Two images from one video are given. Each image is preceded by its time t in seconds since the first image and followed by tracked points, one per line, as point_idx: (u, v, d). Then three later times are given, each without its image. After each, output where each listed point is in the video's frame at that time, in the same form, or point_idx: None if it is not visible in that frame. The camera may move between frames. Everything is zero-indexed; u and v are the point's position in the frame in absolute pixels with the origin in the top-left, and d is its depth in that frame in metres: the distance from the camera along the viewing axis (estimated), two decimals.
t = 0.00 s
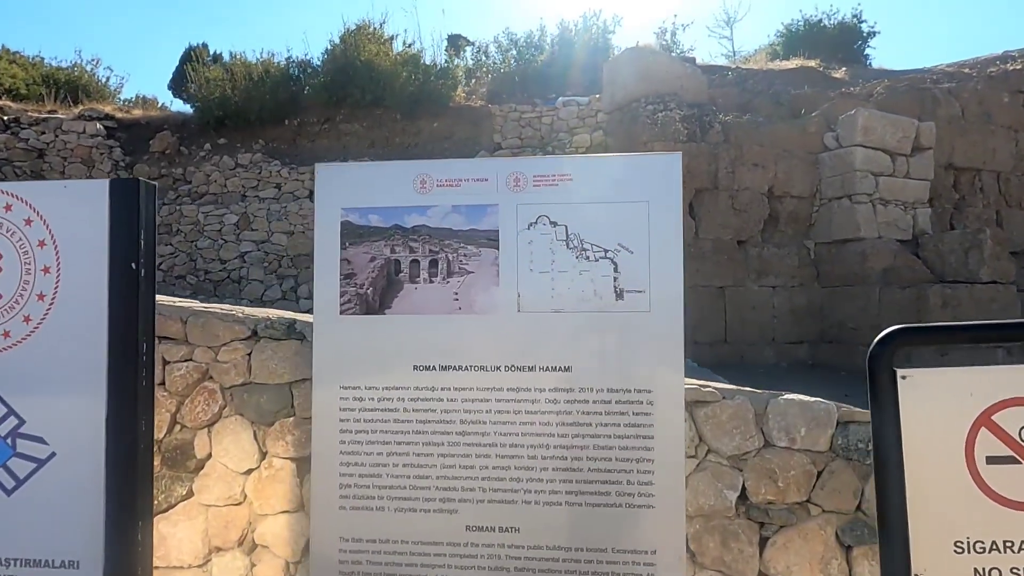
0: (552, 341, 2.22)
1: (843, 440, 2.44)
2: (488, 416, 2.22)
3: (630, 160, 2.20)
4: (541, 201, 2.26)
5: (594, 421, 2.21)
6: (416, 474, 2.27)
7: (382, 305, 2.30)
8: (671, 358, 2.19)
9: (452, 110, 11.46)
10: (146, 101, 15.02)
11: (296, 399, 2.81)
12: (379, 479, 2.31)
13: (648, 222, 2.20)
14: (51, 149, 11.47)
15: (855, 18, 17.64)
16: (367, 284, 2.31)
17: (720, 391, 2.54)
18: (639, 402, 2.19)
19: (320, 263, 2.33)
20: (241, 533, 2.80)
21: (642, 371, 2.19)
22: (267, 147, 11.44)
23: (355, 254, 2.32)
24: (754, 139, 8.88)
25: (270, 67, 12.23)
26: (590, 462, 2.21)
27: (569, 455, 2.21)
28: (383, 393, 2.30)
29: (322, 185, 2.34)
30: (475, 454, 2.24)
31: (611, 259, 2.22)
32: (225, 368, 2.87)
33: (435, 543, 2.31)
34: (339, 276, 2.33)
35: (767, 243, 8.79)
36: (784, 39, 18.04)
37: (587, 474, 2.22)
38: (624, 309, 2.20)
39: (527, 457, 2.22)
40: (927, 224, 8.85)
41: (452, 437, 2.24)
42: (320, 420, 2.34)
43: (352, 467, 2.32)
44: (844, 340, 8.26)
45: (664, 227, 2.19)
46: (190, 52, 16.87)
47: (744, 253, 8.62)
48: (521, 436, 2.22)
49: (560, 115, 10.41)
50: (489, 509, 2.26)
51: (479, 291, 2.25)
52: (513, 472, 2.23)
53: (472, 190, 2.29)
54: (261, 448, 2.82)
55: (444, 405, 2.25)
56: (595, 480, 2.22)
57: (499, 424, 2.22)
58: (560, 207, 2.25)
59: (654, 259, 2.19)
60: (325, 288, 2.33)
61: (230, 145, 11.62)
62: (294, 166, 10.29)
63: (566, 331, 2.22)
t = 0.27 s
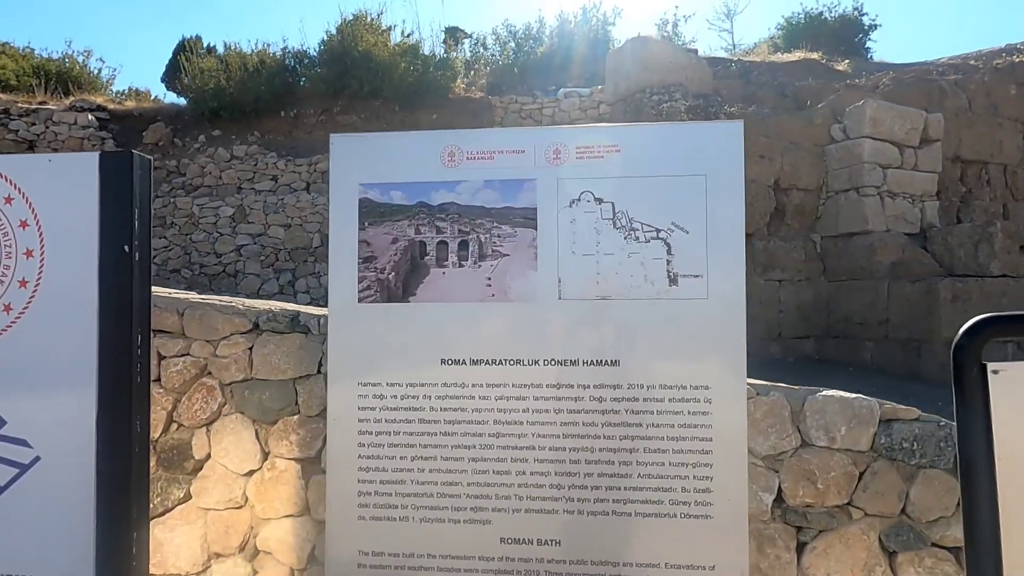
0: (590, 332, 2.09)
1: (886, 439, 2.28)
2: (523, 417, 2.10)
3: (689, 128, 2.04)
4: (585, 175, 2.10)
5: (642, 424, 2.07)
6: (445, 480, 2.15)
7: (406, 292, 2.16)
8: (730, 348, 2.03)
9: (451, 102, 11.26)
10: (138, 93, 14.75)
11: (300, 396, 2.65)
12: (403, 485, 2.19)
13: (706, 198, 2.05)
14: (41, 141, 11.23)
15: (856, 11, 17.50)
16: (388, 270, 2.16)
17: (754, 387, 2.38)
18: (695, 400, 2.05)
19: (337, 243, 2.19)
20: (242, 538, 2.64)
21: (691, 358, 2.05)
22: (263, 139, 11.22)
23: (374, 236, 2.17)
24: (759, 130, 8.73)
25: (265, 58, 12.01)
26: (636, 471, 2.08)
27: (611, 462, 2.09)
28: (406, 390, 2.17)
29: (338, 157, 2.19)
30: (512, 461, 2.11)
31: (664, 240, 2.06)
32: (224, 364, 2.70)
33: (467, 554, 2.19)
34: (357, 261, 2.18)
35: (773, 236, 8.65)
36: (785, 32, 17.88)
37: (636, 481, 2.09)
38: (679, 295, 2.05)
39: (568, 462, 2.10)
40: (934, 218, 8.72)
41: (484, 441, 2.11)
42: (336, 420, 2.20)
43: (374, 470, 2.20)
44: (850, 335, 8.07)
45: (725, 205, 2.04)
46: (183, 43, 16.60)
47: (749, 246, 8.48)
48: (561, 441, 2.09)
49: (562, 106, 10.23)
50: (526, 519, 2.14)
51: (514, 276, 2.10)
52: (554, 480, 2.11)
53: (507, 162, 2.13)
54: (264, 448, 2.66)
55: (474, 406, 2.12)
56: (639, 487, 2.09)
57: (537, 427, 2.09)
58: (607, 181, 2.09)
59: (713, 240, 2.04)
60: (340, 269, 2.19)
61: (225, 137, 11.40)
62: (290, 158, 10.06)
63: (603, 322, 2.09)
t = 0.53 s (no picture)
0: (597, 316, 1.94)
1: (912, 436, 2.14)
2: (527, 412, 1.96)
3: (724, 88, 1.89)
4: (604, 142, 1.94)
5: (668, 423, 1.92)
6: (446, 485, 2.01)
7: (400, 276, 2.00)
8: (769, 336, 1.88)
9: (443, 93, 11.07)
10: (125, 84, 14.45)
11: (287, 392, 2.48)
12: (398, 492, 2.04)
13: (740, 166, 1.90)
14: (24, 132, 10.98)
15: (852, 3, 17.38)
16: (380, 251, 2.00)
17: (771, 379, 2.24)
18: (729, 396, 1.90)
19: (323, 219, 2.04)
20: (225, 543, 2.48)
21: (704, 342, 1.90)
22: (252, 130, 11.00)
23: (364, 212, 2.02)
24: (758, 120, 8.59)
25: (254, 48, 11.78)
26: (648, 471, 1.95)
27: (625, 464, 1.95)
28: (400, 386, 2.02)
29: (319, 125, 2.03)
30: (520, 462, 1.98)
31: (691, 214, 1.91)
32: (206, 357, 2.53)
33: (468, 570, 2.05)
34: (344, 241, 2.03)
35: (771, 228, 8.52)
36: (780, 24, 17.76)
37: (660, 487, 1.95)
38: (713, 276, 1.90)
39: (582, 465, 1.97)
40: (934, 209, 8.62)
41: (484, 441, 1.98)
42: (323, 420, 2.05)
43: (366, 477, 2.05)
44: (851, 328, 7.98)
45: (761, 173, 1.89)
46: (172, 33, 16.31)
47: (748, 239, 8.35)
48: (570, 442, 1.96)
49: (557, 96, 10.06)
50: (535, 528, 2.00)
51: (521, 257, 1.95)
52: (564, 484, 1.98)
53: (515, 126, 1.97)
54: (248, 448, 2.50)
55: (473, 404, 1.98)
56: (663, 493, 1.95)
57: (546, 428, 1.96)
58: (628, 149, 1.94)
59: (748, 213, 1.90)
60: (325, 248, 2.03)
61: (213, 128, 11.17)
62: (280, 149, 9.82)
63: (610, 305, 1.93)
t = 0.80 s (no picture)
0: (580, 331, 1.91)
1: (948, 448, 1.99)
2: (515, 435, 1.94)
3: (761, 70, 1.87)
4: (640, 124, 1.91)
5: (713, 451, 1.89)
6: (447, 514, 1.97)
7: (394, 277, 1.96)
8: (825, 345, 1.85)
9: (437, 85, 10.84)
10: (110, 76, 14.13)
11: (272, 400, 2.30)
12: (395, 529, 2.00)
13: (791, 151, 1.87)
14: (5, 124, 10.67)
15: None
16: (370, 247, 1.95)
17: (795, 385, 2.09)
18: (781, 418, 1.88)
19: (308, 207, 2.00)
20: (206, 563, 2.30)
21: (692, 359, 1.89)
22: (240, 123, 10.75)
23: (354, 203, 1.98)
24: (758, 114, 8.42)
25: (243, 39, 11.52)
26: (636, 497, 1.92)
27: (615, 490, 1.93)
28: (396, 408, 1.97)
29: (304, 103, 1.99)
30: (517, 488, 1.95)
31: (736, 206, 1.88)
32: (184, 363, 2.34)
33: None
34: (333, 235, 1.98)
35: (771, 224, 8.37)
36: (775, 18, 17.59)
37: (703, 525, 1.91)
38: (767, 283, 1.87)
39: (611, 499, 1.94)
40: (936, 205, 8.48)
41: (478, 465, 1.95)
42: (306, 443, 2.02)
43: (356, 505, 2.01)
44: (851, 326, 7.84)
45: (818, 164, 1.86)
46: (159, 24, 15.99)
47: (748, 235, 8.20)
48: (560, 467, 1.93)
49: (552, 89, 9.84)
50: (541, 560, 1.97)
51: (536, 257, 1.91)
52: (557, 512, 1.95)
53: (542, 103, 1.93)
54: (230, 460, 2.32)
55: (471, 426, 1.95)
56: (706, 532, 1.92)
57: (572, 464, 1.93)
58: (667, 131, 1.90)
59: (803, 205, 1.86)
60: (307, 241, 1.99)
61: (200, 120, 10.90)
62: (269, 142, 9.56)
63: (591, 318, 1.91)
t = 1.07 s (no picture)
0: (568, 332, 1.88)
1: (980, 452, 1.88)
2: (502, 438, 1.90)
3: (826, 45, 1.80)
4: (684, 96, 1.85)
5: (762, 465, 1.84)
6: (455, 534, 1.93)
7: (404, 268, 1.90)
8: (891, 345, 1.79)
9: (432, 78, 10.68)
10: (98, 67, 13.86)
11: (264, 401, 2.17)
12: (400, 552, 1.96)
13: (853, 129, 1.81)
14: None
15: None
16: (377, 234, 1.90)
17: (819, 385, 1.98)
18: (841, 427, 1.81)
19: (305, 183, 1.95)
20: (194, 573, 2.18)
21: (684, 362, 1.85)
22: (231, 115, 10.56)
23: (356, 183, 1.94)
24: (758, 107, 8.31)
25: (234, 29, 11.32)
26: (621, 507, 1.89)
27: (596, 498, 1.89)
28: (404, 416, 1.93)
29: (304, 71, 1.94)
30: (524, 499, 1.91)
31: (791, 187, 1.82)
32: (171, 361, 2.21)
33: None
34: (334, 219, 1.94)
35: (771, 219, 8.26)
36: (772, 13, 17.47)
37: (753, 547, 1.87)
38: (829, 277, 1.80)
39: (648, 518, 1.88)
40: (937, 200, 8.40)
41: (494, 478, 1.91)
42: (302, 455, 1.97)
43: (356, 524, 1.97)
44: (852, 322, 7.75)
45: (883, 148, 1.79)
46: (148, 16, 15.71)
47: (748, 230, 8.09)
48: (539, 472, 1.90)
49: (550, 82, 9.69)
50: None
51: (564, 249, 1.86)
52: (539, 515, 1.91)
53: (580, 67, 1.87)
54: (220, 464, 2.19)
55: (486, 435, 1.90)
56: (756, 554, 1.87)
57: (607, 481, 1.88)
58: (716, 107, 1.84)
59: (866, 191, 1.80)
60: (301, 217, 1.95)
61: (191, 112, 10.70)
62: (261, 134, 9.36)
63: (577, 317, 1.87)
